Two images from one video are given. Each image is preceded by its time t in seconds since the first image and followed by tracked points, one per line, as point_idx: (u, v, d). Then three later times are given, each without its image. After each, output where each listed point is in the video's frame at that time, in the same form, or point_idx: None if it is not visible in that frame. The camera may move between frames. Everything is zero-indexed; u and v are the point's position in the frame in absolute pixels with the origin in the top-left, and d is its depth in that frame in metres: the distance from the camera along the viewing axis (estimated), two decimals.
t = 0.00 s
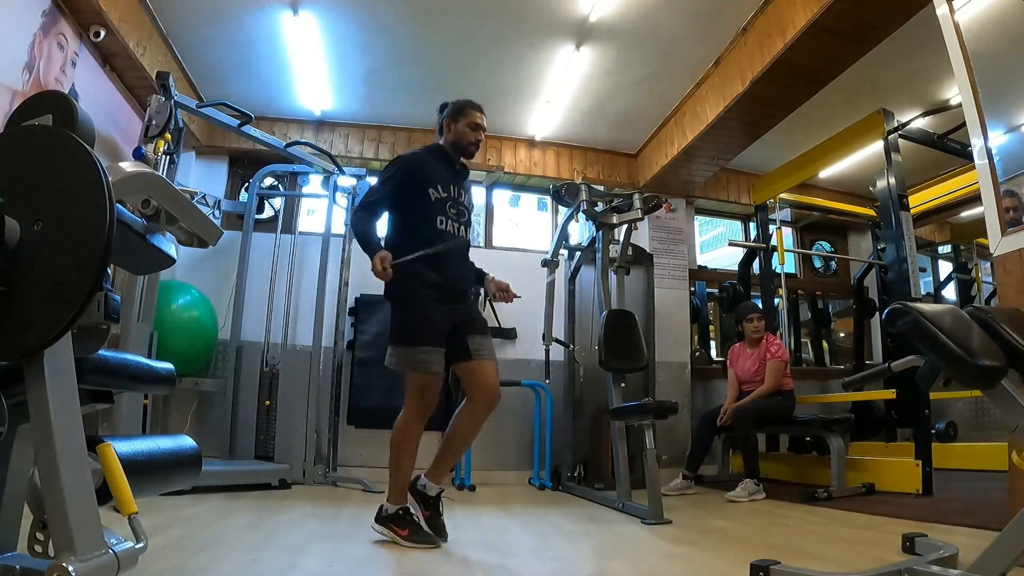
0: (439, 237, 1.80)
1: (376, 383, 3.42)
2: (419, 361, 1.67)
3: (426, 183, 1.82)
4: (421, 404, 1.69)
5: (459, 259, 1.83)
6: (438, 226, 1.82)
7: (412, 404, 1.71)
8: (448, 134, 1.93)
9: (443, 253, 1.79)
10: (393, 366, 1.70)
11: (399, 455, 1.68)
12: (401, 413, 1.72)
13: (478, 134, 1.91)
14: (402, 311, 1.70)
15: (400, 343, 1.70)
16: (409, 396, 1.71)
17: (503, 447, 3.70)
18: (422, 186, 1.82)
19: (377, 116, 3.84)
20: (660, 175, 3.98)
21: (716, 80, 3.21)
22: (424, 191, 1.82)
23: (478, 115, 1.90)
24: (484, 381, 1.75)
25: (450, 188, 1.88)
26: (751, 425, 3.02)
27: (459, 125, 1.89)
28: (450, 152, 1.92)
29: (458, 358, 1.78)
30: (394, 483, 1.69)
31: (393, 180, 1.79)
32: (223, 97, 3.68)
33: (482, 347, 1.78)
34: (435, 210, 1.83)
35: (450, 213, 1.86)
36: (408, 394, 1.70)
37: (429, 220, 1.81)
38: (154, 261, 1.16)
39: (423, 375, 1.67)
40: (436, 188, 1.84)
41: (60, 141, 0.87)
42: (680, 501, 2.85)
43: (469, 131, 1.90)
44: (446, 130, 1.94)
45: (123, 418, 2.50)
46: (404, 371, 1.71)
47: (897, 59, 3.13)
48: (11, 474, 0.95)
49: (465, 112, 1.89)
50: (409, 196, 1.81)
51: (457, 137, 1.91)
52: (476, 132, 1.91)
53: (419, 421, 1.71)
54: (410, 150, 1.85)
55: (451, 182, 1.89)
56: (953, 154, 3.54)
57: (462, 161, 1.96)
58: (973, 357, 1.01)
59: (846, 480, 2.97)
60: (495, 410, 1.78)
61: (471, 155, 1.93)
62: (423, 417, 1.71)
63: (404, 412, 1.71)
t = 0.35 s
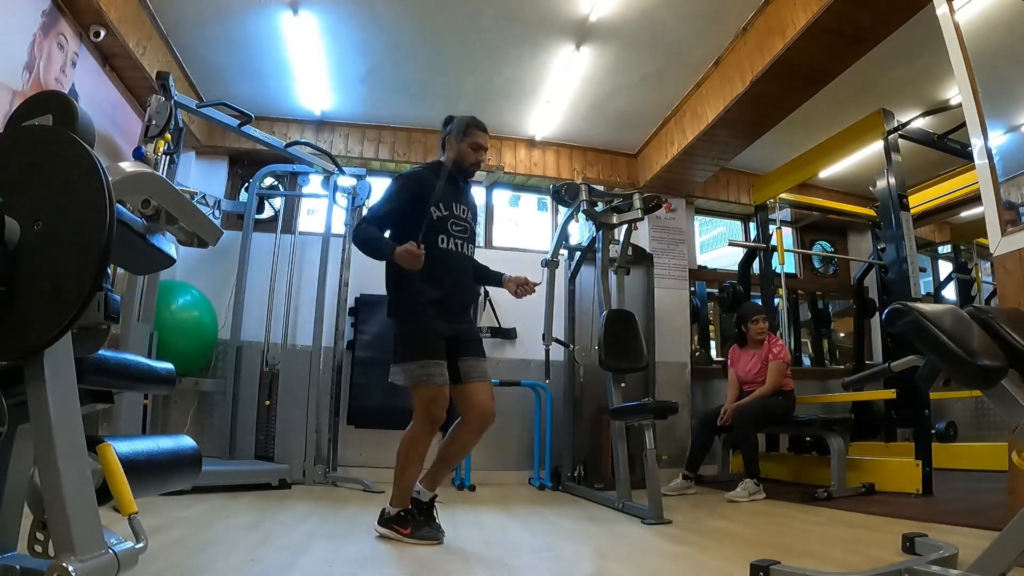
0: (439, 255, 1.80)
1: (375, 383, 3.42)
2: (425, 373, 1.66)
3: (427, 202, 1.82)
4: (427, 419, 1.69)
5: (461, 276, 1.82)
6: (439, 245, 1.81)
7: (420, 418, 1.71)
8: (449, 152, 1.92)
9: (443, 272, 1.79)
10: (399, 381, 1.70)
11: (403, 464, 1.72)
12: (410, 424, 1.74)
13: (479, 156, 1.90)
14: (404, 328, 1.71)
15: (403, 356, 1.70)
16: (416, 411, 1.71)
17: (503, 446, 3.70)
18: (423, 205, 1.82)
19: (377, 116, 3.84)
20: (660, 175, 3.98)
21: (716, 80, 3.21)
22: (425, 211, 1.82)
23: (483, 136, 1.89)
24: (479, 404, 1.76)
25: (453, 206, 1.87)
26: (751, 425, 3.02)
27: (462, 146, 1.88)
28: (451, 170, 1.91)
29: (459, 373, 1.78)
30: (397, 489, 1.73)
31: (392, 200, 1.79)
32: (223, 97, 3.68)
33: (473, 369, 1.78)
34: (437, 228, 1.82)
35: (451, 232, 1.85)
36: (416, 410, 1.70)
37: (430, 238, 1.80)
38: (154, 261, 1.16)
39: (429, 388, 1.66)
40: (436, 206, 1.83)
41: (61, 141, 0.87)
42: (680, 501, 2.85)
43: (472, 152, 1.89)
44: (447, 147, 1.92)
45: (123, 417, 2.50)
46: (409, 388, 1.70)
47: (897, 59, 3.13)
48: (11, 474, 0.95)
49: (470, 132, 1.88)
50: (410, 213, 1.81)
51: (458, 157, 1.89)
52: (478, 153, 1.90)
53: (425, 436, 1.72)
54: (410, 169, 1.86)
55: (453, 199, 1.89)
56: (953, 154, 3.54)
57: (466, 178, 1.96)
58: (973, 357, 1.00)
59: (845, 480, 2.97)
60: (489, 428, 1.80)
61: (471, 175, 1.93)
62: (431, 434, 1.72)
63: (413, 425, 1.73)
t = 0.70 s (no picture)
0: (454, 251, 1.82)
1: (376, 383, 3.42)
2: (448, 372, 1.69)
3: (440, 199, 1.83)
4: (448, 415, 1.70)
5: (472, 273, 1.84)
6: (453, 242, 1.83)
7: (439, 414, 1.72)
8: (461, 152, 1.93)
9: (459, 267, 1.81)
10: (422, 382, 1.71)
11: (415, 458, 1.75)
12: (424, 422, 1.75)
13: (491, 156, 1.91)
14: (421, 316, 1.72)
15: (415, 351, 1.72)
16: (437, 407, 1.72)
17: (503, 446, 3.70)
18: (436, 204, 1.83)
19: (377, 116, 3.84)
20: (660, 175, 3.98)
21: (716, 80, 3.21)
22: (439, 208, 1.83)
23: (493, 136, 1.89)
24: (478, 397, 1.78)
25: (465, 204, 1.89)
26: (751, 425, 3.02)
27: (474, 144, 1.89)
28: (463, 169, 1.92)
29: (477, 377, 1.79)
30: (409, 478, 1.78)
31: (405, 200, 1.80)
32: (223, 97, 3.68)
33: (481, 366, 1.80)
34: (450, 225, 1.83)
35: (464, 228, 1.87)
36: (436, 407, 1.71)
37: (445, 235, 1.82)
38: (154, 261, 1.16)
39: (453, 387, 1.69)
40: (449, 205, 1.85)
41: (61, 141, 0.87)
42: (680, 501, 2.85)
43: (483, 152, 1.90)
44: (459, 148, 1.93)
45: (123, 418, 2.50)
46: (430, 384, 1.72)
47: (898, 59, 3.13)
48: (11, 473, 0.96)
49: (481, 132, 1.89)
50: (423, 211, 1.82)
51: (469, 157, 1.91)
52: (489, 154, 1.91)
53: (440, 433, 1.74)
54: (422, 169, 1.86)
55: (465, 197, 1.90)
56: (953, 154, 3.54)
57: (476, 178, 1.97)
58: (973, 357, 1.01)
59: (845, 480, 2.97)
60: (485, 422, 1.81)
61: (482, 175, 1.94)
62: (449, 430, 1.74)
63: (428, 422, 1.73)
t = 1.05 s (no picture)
0: (458, 230, 1.82)
1: (376, 382, 3.42)
2: (453, 345, 1.69)
3: (447, 178, 1.84)
4: (454, 389, 1.70)
5: (476, 252, 1.85)
6: (458, 220, 1.83)
7: (445, 390, 1.72)
8: (467, 137, 1.94)
9: (463, 246, 1.81)
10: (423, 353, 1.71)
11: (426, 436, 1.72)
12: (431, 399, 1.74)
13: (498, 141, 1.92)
14: (421, 299, 1.72)
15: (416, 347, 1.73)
16: (441, 382, 1.72)
17: (503, 446, 3.70)
18: (442, 182, 1.84)
19: (377, 116, 3.84)
20: (660, 175, 3.98)
21: (716, 80, 3.21)
22: (446, 187, 1.84)
23: (500, 122, 1.91)
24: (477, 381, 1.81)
25: (472, 184, 1.90)
26: (751, 425, 3.02)
27: (481, 130, 1.89)
28: (470, 152, 1.93)
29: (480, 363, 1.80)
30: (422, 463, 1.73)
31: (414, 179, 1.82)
32: (223, 97, 3.68)
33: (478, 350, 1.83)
34: (456, 204, 1.84)
35: (470, 207, 1.87)
36: (441, 382, 1.71)
37: (449, 214, 1.83)
38: (154, 261, 1.16)
39: (458, 359, 1.69)
40: (457, 184, 1.85)
41: (62, 141, 0.87)
42: (680, 501, 2.85)
43: (489, 137, 1.91)
44: (465, 131, 1.95)
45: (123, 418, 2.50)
46: (434, 355, 1.71)
47: (898, 59, 3.13)
48: (11, 473, 0.96)
49: (488, 117, 1.90)
50: (429, 190, 1.83)
51: (476, 141, 1.91)
52: (495, 138, 1.92)
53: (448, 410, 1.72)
54: (431, 148, 1.88)
55: (472, 178, 1.91)
56: (953, 154, 3.54)
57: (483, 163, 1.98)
58: (973, 357, 1.01)
59: (845, 481, 2.96)
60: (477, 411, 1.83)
61: (488, 159, 1.95)
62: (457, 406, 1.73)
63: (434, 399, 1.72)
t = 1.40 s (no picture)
0: (457, 224, 1.82)
1: (376, 382, 3.42)
2: (451, 336, 1.68)
3: (446, 172, 1.84)
4: (452, 381, 1.68)
5: (476, 246, 1.85)
6: (457, 214, 1.83)
7: (444, 382, 1.69)
8: (468, 129, 1.95)
9: (462, 240, 1.81)
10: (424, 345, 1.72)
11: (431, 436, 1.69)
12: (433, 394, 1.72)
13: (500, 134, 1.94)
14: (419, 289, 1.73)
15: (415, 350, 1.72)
16: (441, 374, 1.70)
17: (503, 447, 3.70)
18: (441, 175, 1.84)
19: (377, 116, 3.84)
20: (660, 175, 3.98)
21: (716, 80, 3.21)
22: (444, 179, 1.84)
23: (501, 115, 1.92)
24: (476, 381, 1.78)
25: (470, 177, 1.90)
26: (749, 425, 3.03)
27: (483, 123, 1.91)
28: (469, 144, 1.94)
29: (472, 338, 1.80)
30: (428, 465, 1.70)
31: (413, 171, 1.81)
32: (223, 97, 3.68)
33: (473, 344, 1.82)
34: (455, 197, 1.84)
35: (469, 201, 1.87)
36: (441, 374, 1.69)
37: (448, 208, 1.82)
38: (154, 261, 1.16)
39: (455, 350, 1.68)
40: (455, 176, 1.86)
41: (62, 142, 0.87)
42: (680, 501, 2.85)
43: (490, 130, 1.93)
44: (467, 123, 1.96)
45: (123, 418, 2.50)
46: (433, 348, 1.71)
47: (898, 59, 3.13)
48: (11, 474, 0.96)
49: (489, 111, 1.91)
50: (427, 182, 1.83)
51: (476, 133, 1.93)
52: (496, 132, 1.94)
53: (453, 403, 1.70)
54: (429, 142, 1.87)
55: (470, 171, 1.91)
56: (953, 154, 3.54)
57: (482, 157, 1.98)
58: (973, 357, 1.01)
59: (845, 481, 2.96)
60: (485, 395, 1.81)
61: (488, 153, 1.97)
62: (458, 399, 1.70)
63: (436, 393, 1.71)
